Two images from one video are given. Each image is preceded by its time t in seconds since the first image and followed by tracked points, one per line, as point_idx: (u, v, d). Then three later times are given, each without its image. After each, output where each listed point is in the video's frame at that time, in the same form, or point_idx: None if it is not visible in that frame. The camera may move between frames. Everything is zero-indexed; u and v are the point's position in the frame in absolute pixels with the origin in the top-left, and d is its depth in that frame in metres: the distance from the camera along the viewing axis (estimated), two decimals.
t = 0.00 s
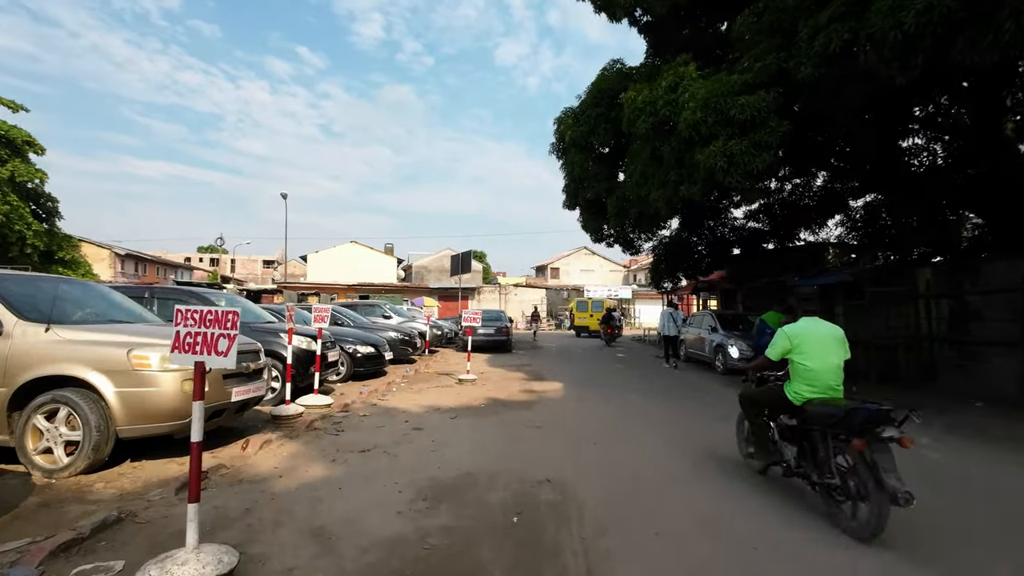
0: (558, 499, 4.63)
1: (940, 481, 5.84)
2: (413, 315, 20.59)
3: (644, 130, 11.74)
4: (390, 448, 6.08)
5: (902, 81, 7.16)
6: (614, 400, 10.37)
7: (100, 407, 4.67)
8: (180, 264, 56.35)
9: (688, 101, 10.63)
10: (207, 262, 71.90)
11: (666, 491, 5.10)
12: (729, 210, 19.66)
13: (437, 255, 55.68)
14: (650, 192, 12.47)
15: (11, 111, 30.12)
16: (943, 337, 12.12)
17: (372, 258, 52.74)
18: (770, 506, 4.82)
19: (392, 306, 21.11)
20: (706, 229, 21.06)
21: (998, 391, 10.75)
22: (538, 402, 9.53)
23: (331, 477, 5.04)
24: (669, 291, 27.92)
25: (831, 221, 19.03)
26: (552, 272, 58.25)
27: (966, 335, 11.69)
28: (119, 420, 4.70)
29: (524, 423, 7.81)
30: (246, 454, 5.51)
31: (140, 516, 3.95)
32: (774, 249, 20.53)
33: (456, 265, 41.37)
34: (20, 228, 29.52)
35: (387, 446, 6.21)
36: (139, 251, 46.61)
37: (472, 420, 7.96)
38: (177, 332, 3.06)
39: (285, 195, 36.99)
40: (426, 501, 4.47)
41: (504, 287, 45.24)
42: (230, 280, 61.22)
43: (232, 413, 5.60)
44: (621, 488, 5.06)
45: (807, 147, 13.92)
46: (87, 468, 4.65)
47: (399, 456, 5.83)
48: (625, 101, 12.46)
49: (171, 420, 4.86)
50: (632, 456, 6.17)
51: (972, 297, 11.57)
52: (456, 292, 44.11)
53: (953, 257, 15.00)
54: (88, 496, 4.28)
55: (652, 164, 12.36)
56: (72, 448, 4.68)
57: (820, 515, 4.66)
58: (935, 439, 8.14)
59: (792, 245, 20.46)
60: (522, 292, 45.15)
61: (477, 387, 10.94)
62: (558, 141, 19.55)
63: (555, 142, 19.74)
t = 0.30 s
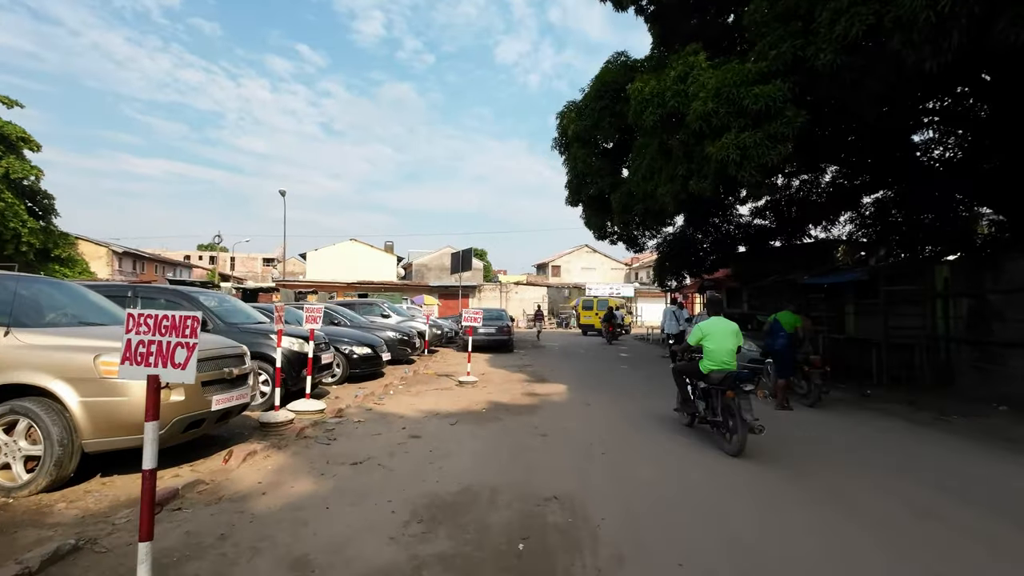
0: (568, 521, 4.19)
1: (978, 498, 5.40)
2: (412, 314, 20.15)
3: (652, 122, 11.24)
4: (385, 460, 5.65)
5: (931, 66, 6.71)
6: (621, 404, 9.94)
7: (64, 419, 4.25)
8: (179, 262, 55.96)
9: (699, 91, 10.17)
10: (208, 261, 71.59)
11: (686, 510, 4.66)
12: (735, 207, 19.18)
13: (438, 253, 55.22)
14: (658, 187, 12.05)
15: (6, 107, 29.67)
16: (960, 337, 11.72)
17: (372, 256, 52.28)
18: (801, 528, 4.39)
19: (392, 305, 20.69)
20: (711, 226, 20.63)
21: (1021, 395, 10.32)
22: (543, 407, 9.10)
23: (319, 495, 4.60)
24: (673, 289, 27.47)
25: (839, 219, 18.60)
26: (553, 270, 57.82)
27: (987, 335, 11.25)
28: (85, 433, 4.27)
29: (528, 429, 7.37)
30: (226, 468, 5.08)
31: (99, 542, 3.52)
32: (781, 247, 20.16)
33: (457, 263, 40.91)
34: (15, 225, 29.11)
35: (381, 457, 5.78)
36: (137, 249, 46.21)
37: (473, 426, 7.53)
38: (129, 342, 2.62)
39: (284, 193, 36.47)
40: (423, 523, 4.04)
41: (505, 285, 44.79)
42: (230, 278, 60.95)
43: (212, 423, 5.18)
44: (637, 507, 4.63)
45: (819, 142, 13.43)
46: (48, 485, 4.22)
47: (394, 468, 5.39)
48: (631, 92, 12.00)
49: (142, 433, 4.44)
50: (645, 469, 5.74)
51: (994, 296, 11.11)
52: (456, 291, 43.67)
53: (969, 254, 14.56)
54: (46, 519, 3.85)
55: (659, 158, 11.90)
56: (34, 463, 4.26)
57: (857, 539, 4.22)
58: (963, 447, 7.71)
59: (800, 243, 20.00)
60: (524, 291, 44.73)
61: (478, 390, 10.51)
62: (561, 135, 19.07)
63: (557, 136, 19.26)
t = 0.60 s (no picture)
0: (583, 539, 3.82)
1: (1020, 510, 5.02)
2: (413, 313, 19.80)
3: (661, 114, 10.82)
4: (383, 468, 5.28)
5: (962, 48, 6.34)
6: (630, 405, 9.58)
7: (31, 426, 3.89)
8: (179, 260, 55.65)
9: (710, 80, 9.77)
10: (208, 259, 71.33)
11: (710, 524, 4.29)
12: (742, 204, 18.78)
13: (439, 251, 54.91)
14: (666, 181, 11.66)
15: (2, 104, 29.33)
16: (979, 337, 11.34)
17: (372, 254, 51.94)
18: (836, 545, 4.02)
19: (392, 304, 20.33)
20: (716, 223, 20.24)
21: None
22: (548, 409, 8.74)
23: (310, 508, 4.24)
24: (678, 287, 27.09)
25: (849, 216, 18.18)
26: (555, 269, 57.40)
27: (1008, 334, 10.86)
28: (54, 442, 3.92)
29: (535, 433, 7.01)
30: (212, 478, 4.73)
31: (62, 565, 3.16)
32: (789, 244, 19.78)
33: (458, 261, 40.57)
34: (11, 223, 28.76)
35: (379, 464, 5.41)
36: (136, 248, 45.93)
37: (476, 429, 7.16)
38: (81, 344, 2.41)
39: (283, 190, 36.09)
40: (423, 542, 3.68)
41: (506, 284, 44.44)
42: (230, 276, 60.69)
43: (197, 428, 4.82)
44: (655, 521, 4.27)
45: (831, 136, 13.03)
46: (14, 498, 3.87)
47: (392, 477, 5.03)
48: (638, 83, 11.60)
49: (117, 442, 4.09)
50: (661, 477, 5.36)
51: (1016, 293, 10.72)
52: (457, 289, 43.33)
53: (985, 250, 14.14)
54: (8, 538, 3.49)
55: (668, 151, 11.51)
56: None
57: (899, 559, 3.84)
58: (993, 453, 7.30)
59: (808, 240, 19.60)
60: (526, 290, 44.34)
61: (480, 391, 10.15)
62: (564, 130, 18.66)
63: (560, 132, 18.85)
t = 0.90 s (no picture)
0: (607, 568, 3.41)
1: None
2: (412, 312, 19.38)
3: (671, 105, 10.37)
4: (383, 482, 4.86)
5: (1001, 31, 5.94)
6: (640, 409, 9.18)
7: None
8: (176, 259, 55.16)
9: (723, 70, 9.35)
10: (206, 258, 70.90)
11: (745, 549, 3.88)
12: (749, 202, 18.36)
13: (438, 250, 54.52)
14: (676, 176, 11.21)
15: None
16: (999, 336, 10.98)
17: (371, 253, 51.51)
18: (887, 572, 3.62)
19: (392, 303, 19.90)
20: (722, 221, 19.81)
21: None
22: (556, 413, 8.33)
23: (302, 531, 3.81)
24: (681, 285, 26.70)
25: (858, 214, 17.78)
26: (555, 267, 57.02)
27: None
28: (13, 460, 3.50)
29: (544, 441, 6.59)
30: (196, 496, 4.31)
31: None
32: (796, 242, 19.38)
33: (458, 260, 40.17)
34: (5, 221, 28.28)
35: (379, 478, 4.99)
36: (132, 247, 45.44)
37: (482, 437, 6.75)
38: (10, 352, 2.22)
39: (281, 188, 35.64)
40: (429, 573, 3.26)
41: (506, 283, 44.06)
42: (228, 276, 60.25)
43: (178, 441, 4.40)
44: (684, 545, 3.85)
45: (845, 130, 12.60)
46: None
47: (393, 493, 4.61)
48: (647, 74, 11.15)
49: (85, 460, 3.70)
50: (683, 492, 4.95)
51: None
52: (457, 288, 42.94)
53: (1001, 247, 13.72)
54: None
55: (677, 144, 11.06)
56: None
57: None
58: None
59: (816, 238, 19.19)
60: (526, 289, 43.95)
61: (484, 394, 9.74)
62: (567, 126, 18.20)
63: (563, 127, 18.40)
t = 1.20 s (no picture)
0: None
1: None
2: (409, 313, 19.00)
3: (677, 99, 10.03)
4: (376, 496, 4.51)
5: None
6: (644, 412, 8.86)
7: None
8: (170, 259, 54.54)
9: (732, 62, 9.02)
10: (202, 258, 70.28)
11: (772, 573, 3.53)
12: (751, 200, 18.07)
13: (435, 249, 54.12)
14: (680, 172, 10.87)
15: None
16: (1009, 338, 10.82)
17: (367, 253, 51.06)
18: None
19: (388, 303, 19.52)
20: (723, 220, 19.51)
21: None
22: (559, 418, 7.99)
23: (287, 554, 3.47)
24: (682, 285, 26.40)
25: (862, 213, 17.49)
26: (553, 267, 56.67)
27: None
28: None
29: (547, 448, 6.26)
30: (173, 514, 3.96)
31: None
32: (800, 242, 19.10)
33: (456, 259, 39.78)
34: None
35: (372, 492, 4.65)
36: (125, 246, 44.85)
37: (482, 444, 6.41)
38: None
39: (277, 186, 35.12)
40: None
41: (504, 282, 43.69)
42: (223, 275, 59.63)
43: (154, 454, 4.04)
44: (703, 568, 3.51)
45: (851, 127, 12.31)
46: None
47: (387, 508, 4.27)
48: (651, 66, 10.82)
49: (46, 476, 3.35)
50: (697, 506, 4.61)
51: None
52: (454, 288, 42.52)
53: (1010, 246, 13.13)
54: None
55: (683, 139, 10.73)
56: None
57: None
58: None
59: (818, 238, 18.91)
60: (524, 289, 43.55)
61: (483, 398, 9.40)
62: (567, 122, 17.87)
63: (564, 124, 18.08)
